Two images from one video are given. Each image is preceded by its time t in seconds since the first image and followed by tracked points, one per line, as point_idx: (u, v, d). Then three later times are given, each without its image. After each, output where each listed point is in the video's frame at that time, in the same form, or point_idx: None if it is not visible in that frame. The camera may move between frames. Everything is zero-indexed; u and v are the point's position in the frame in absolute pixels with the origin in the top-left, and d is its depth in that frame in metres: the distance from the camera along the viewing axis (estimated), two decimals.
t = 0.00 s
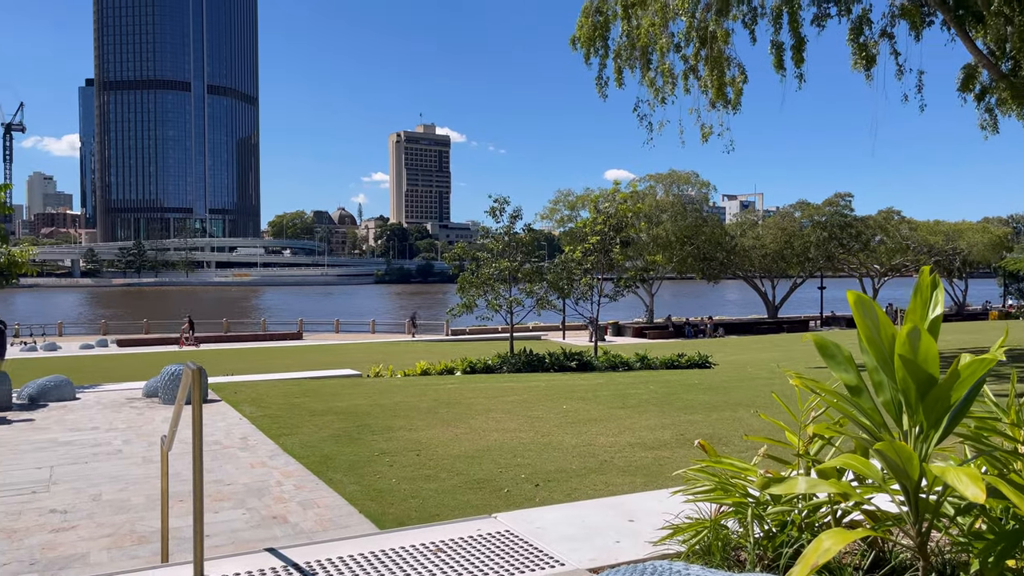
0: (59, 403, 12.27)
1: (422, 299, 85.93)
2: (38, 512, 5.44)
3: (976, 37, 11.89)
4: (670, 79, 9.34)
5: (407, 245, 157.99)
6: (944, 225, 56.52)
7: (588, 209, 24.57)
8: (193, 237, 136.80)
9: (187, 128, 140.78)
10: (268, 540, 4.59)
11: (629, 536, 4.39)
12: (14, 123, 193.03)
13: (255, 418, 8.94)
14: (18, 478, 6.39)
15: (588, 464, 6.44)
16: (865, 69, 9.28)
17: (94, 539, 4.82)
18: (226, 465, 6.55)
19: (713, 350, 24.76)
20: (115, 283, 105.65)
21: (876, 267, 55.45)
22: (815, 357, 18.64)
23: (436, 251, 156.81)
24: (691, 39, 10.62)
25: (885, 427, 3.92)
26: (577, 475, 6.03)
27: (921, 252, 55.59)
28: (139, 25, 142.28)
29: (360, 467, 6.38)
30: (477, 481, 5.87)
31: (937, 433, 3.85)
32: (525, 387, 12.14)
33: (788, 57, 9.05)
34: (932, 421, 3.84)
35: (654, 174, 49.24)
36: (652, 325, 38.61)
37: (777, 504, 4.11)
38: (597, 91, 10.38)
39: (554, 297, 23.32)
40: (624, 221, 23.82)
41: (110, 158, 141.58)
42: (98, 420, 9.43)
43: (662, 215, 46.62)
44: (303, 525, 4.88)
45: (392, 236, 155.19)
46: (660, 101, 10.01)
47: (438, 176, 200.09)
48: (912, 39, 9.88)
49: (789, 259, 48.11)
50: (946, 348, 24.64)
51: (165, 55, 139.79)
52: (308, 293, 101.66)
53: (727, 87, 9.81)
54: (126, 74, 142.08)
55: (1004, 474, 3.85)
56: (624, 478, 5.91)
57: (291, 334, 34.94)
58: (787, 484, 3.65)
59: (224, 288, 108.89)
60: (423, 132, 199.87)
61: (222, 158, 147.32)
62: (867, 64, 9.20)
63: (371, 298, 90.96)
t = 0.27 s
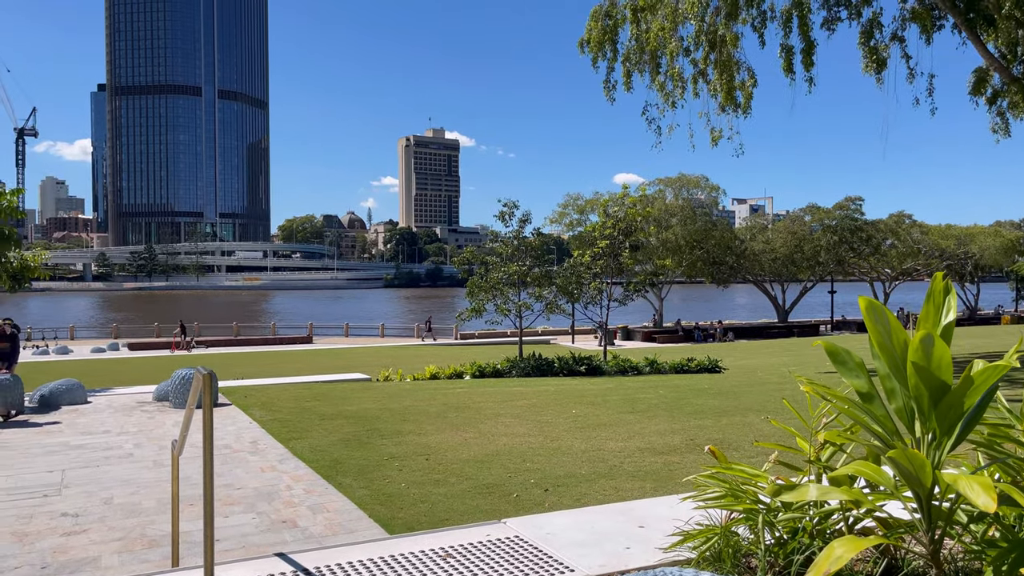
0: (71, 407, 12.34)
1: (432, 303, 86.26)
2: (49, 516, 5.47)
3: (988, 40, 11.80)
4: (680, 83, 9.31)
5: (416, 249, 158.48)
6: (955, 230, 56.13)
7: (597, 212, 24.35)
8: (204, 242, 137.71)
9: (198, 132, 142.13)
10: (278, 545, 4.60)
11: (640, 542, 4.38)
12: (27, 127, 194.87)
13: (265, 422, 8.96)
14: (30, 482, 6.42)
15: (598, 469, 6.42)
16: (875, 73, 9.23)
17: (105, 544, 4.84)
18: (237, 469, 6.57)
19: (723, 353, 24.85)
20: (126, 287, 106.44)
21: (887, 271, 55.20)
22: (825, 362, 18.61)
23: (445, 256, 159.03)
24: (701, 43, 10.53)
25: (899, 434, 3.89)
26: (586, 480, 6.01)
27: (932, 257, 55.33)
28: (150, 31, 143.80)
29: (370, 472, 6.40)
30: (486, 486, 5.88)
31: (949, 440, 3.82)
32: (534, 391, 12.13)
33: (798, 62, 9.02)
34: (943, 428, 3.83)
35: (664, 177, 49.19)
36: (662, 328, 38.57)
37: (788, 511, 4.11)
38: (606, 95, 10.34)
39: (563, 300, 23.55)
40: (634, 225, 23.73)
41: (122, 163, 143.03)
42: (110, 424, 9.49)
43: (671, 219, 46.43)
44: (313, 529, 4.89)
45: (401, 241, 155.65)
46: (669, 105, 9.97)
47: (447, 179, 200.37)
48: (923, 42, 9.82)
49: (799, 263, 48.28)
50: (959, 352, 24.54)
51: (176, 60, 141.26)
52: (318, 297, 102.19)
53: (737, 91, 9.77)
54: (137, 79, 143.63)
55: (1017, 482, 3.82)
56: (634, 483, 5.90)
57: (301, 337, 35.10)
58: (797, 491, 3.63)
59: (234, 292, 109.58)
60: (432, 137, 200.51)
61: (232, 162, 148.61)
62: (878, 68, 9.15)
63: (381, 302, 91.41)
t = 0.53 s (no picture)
0: (85, 411, 12.42)
1: (444, 307, 86.52)
2: (65, 519, 5.51)
3: (1002, 44, 11.70)
4: (692, 87, 9.28)
5: (428, 253, 158.90)
6: (970, 234, 55.62)
7: (608, 217, 24.79)
8: (216, 246, 138.76)
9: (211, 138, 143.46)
10: (290, 549, 4.61)
11: (652, 549, 4.37)
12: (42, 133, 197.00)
13: (277, 427, 8.98)
14: (43, 486, 6.47)
15: (609, 475, 6.41)
16: (888, 77, 9.16)
17: (119, 548, 4.86)
18: (249, 474, 6.58)
19: (735, 358, 24.76)
20: (139, 291, 107.32)
21: (901, 275, 54.79)
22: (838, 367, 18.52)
23: (456, 260, 159.62)
24: (712, 46, 10.37)
25: (913, 442, 3.88)
26: (598, 486, 5.99)
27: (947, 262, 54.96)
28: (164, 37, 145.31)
29: (382, 476, 6.40)
30: (498, 490, 5.86)
31: (966, 447, 3.79)
32: (545, 396, 12.11)
33: (811, 65, 8.96)
34: (960, 435, 3.79)
35: (675, 181, 49.15)
36: (674, 332, 38.50)
37: (802, 518, 4.12)
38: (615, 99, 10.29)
39: (574, 304, 23.37)
40: (645, 230, 23.96)
41: (135, 168, 144.73)
42: (124, 428, 9.56)
43: (683, 223, 46.40)
44: (324, 534, 4.90)
45: (412, 245, 156.07)
46: (679, 110, 9.95)
47: (458, 183, 200.50)
48: (937, 45, 9.74)
49: (812, 267, 48.00)
50: (976, 356, 24.41)
51: (189, 67, 142.70)
52: (329, 301, 102.60)
53: (748, 94, 9.72)
54: (151, 85, 145.19)
55: None
56: (646, 489, 5.88)
57: (314, 341, 35.32)
58: (812, 499, 3.59)
59: (247, 296, 110.30)
60: (443, 141, 200.81)
61: (245, 167, 149.84)
62: (892, 71, 9.07)
63: (392, 306, 91.69)
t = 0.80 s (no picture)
0: (98, 414, 12.48)
1: (454, 311, 86.67)
2: (77, 523, 5.53)
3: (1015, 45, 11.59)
4: (702, 91, 9.25)
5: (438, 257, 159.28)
6: (983, 237, 55.32)
7: (618, 221, 24.81)
8: (227, 250, 139.60)
9: (223, 142, 144.47)
10: (301, 553, 4.62)
11: (663, 554, 4.35)
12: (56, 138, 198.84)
13: (288, 431, 9.02)
14: (56, 489, 6.51)
15: (620, 479, 6.39)
16: (900, 80, 9.09)
17: (131, 551, 4.88)
18: (260, 477, 6.61)
19: (746, 362, 24.73)
20: (152, 295, 108.07)
21: (913, 278, 54.52)
22: (850, 372, 18.49)
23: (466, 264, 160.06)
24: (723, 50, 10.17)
25: (928, 447, 3.85)
26: (608, 490, 5.98)
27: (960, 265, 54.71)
28: (177, 43, 146.61)
29: (392, 481, 6.40)
30: (509, 495, 5.86)
31: (980, 453, 3.76)
32: (555, 400, 12.09)
33: (822, 69, 8.91)
34: (976, 442, 3.76)
35: (685, 185, 49.15)
36: (684, 336, 38.51)
37: (815, 524, 4.08)
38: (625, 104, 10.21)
39: (585, 308, 23.37)
40: (655, 233, 23.93)
41: (148, 173, 146.02)
42: (136, 432, 9.61)
43: (694, 227, 46.38)
44: (335, 538, 4.90)
45: (422, 248, 156.59)
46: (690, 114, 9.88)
47: (468, 187, 200.78)
48: (949, 48, 9.67)
49: (824, 271, 47.80)
50: (989, 360, 24.29)
51: (201, 72, 143.84)
52: (339, 305, 103.01)
53: (759, 97, 9.65)
54: (164, 90, 146.45)
55: None
56: (657, 494, 5.86)
57: (325, 345, 35.44)
58: (825, 505, 3.57)
59: (258, 300, 110.90)
60: (454, 145, 201.43)
61: (257, 171, 150.70)
62: (904, 74, 9.01)
63: (402, 309, 92.01)
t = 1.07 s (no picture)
0: (112, 418, 12.55)
1: (465, 315, 86.91)
2: (91, 526, 5.57)
3: None
4: (712, 95, 9.20)
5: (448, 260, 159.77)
6: (997, 240, 54.99)
7: (628, 225, 24.80)
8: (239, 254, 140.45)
9: (235, 147, 145.60)
10: (312, 558, 4.62)
11: (675, 560, 4.33)
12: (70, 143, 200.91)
13: (300, 435, 9.04)
14: (70, 492, 6.56)
15: (632, 484, 6.37)
16: (913, 82, 9.02)
17: (144, 554, 4.91)
18: (272, 481, 6.63)
19: (757, 367, 24.67)
20: (164, 299, 108.82)
21: (926, 282, 54.16)
22: (861, 376, 18.43)
23: (477, 268, 160.49)
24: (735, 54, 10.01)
25: (942, 455, 3.81)
26: (620, 496, 5.96)
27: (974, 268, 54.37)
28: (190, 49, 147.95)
29: (402, 485, 6.41)
30: (519, 500, 5.85)
31: (994, 461, 3.73)
32: (566, 405, 12.07)
33: (835, 71, 8.84)
34: (989, 449, 3.72)
35: (697, 189, 49.05)
36: (695, 340, 38.38)
37: (829, 530, 4.04)
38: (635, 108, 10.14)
39: (596, 312, 23.28)
40: (665, 236, 23.86)
41: (161, 178, 147.44)
42: (149, 436, 9.66)
43: (705, 230, 46.08)
44: (346, 542, 4.91)
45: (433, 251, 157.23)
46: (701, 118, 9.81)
47: (478, 191, 201.02)
48: (962, 50, 9.58)
49: (835, 274, 47.59)
50: (1003, 365, 24.16)
51: (214, 77, 145.11)
52: (350, 309, 103.32)
53: (770, 101, 9.59)
54: (177, 96, 147.84)
55: None
56: (668, 499, 5.84)
57: (335, 349, 35.54)
58: (837, 512, 3.54)
59: (271, 304, 111.49)
60: (464, 149, 201.93)
61: (269, 175, 151.68)
62: (916, 77, 8.95)
63: (413, 313, 92.27)
